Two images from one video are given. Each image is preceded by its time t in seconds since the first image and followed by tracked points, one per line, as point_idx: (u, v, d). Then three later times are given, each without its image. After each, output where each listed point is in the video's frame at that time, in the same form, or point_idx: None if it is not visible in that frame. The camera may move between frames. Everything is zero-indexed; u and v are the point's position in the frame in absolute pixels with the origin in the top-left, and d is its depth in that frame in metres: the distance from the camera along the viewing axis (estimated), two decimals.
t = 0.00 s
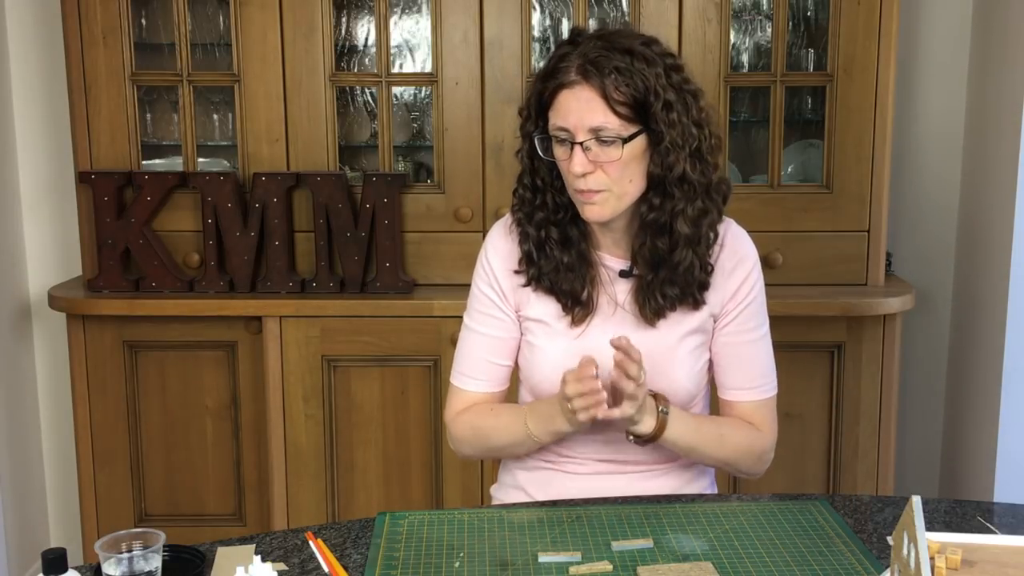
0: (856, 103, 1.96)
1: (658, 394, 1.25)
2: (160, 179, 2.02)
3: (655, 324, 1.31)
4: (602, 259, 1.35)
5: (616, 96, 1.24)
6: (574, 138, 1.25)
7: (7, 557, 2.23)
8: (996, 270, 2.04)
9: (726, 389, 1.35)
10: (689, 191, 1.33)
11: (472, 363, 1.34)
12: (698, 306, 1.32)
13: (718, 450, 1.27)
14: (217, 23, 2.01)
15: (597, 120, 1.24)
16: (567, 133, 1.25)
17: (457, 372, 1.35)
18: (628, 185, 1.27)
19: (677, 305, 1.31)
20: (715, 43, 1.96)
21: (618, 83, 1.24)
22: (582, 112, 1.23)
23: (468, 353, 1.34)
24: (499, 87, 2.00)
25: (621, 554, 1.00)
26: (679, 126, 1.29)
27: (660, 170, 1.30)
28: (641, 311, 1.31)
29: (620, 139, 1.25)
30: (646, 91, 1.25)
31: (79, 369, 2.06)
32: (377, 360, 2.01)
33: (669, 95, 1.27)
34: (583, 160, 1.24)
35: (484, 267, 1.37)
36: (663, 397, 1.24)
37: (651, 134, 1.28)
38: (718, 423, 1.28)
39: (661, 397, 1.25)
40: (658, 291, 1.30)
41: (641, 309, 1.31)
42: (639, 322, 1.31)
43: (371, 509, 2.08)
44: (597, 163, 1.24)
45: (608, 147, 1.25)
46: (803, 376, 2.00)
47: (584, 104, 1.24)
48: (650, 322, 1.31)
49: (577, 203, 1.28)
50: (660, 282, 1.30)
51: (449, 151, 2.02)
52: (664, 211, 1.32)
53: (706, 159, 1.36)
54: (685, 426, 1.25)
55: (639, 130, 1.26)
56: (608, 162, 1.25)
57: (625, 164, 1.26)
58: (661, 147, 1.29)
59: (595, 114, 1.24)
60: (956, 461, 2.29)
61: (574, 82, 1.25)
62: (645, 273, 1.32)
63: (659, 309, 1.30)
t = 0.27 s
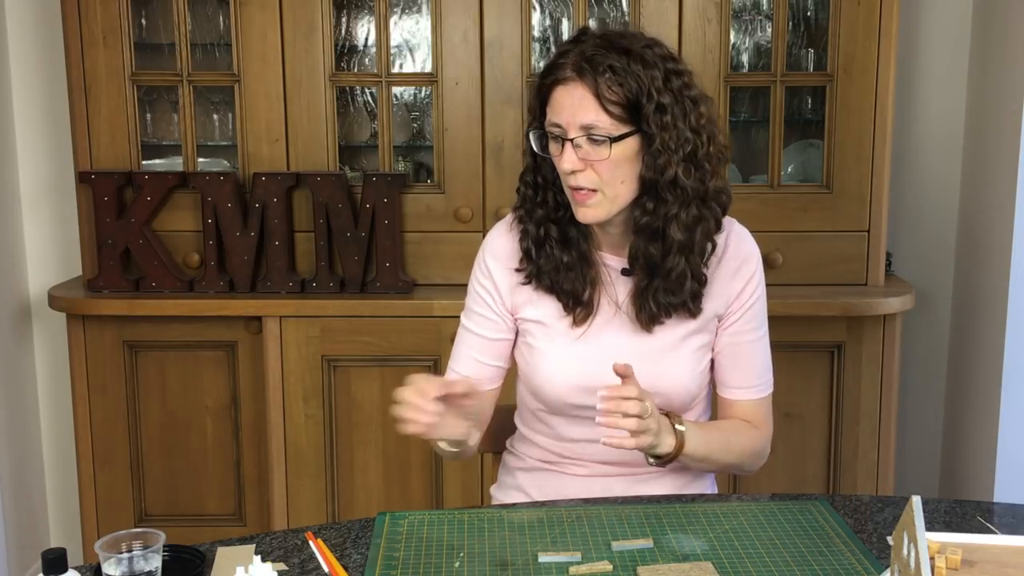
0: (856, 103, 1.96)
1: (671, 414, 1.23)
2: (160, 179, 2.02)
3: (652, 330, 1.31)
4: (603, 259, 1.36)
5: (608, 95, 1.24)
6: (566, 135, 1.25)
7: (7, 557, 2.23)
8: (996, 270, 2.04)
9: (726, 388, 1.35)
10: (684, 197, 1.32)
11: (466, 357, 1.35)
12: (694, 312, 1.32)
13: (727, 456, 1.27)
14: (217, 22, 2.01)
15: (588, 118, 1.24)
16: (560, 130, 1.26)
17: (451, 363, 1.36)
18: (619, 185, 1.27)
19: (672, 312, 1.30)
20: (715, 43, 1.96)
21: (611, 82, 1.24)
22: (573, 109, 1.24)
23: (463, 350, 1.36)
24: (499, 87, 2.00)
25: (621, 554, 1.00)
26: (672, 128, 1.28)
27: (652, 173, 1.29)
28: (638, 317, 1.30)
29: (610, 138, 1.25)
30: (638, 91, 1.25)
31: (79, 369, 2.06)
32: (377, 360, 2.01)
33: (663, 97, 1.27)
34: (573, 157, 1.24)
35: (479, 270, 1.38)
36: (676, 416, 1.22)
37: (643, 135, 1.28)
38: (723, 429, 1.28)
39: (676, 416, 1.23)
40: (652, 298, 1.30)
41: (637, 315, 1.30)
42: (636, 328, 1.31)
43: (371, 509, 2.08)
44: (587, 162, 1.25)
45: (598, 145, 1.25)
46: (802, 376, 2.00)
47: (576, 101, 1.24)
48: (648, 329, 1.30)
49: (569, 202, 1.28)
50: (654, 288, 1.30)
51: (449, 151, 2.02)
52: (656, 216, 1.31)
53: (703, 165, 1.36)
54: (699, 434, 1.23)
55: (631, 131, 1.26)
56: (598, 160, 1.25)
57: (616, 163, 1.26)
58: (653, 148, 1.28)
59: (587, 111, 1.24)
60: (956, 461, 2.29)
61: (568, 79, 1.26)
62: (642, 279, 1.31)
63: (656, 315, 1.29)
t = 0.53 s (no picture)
0: (856, 103, 1.96)
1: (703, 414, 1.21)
2: (160, 179, 2.02)
3: (653, 327, 1.30)
4: (602, 252, 1.35)
5: (614, 92, 1.24)
6: (570, 132, 1.25)
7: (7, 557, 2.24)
8: (996, 271, 2.04)
9: (738, 380, 1.38)
10: (683, 196, 1.31)
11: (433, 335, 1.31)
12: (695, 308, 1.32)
13: (753, 446, 1.27)
14: (217, 23, 2.01)
15: (593, 116, 1.24)
16: (564, 126, 1.26)
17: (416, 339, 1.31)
18: (621, 184, 1.27)
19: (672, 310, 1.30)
20: (715, 43, 1.96)
21: (617, 80, 1.24)
22: (578, 106, 1.24)
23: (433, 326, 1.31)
24: (499, 87, 2.00)
25: (621, 554, 1.00)
26: (675, 127, 1.28)
27: (653, 172, 1.28)
28: (639, 315, 1.30)
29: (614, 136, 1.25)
30: (644, 90, 1.26)
31: (79, 369, 2.06)
32: (377, 360, 2.01)
33: (668, 96, 1.27)
34: (577, 154, 1.24)
35: (466, 265, 1.37)
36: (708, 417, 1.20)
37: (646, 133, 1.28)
38: (748, 422, 1.29)
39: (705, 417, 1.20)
40: (653, 296, 1.29)
41: (638, 312, 1.30)
42: (637, 325, 1.31)
43: (371, 508, 2.08)
44: (590, 159, 1.25)
45: (602, 143, 1.25)
46: (802, 376, 2.00)
47: (582, 97, 1.24)
48: (648, 326, 1.30)
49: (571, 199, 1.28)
50: (655, 286, 1.29)
51: (449, 151, 2.02)
52: (656, 214, 1.30)
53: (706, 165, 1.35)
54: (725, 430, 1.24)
55: (635, 130, 1.27)
56: (601, 158, 1.25)
57: (619, 161, 1.26)
58: (655, 147, 1.28)
59: (592, 107, 1.24)
60: (956, 461, 2.29)
61: (573, 76, 1.25)
62: (642, 277, 1.31)
63: (657, 313, 1.29)
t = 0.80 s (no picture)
0: (856, 103, 1.96)
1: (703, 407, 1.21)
2: (160, 179, 2.02)
3: (652, 319, 1.31)
4: (597, 250, 1.35)
5: (629, 101, 1.23)
6: (586, 146, 1.24)
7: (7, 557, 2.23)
8: (996, 271, 2.04)
9: (732, 374, 1.38)
10: (694, 190, 1.32)
11: (427, 333, 1.30)
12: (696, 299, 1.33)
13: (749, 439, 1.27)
14: (217, 23, 2.01)
15: (611, 128, 1.23)
16: (578, 140, 1.24)
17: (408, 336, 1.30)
18: (635, 188, 1.27)
19: (674, 299, 1.31)
20: (715, 43, 1.96)
21: (631, 87, 1.23)
22: (594, 120, 1.22)
23: (426, 324, 1.31)
24: (499, 87, 2.00)
25: (621, 554, 1.00)
26: (685, 128, 1.29)
27: (665, 171, 1.30)
28: (638, 308, 1.31)
29: (632, 145, 1.24)
30: (656, 96, 1.25)
31: (79, 369, 2.06)
32: (377, 360, 2.01)
33: (676, 96, 1.27)
34: (596, 166, 1.23)
35: (459, 263, 1.37)
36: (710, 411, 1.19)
37: (657, 136, 1.28)
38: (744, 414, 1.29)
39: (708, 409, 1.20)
40: (656, 286, 1.30)
41: (637, 305, 1.31)
42: (634, 317, 1.31)
43: (371, 508, 2.08)
44: (609, 170, 1.24)
45: (620, 153, 1.24)
46: (802, 377, 2.00)
47: (597, 110, 1.22)
48: (646, 317, 1.30)
49: (583, 208, 1.27)
50: (658, 278, 1.30)
51: (449, 151, 2.02)
52: (666, 210, 1.31)
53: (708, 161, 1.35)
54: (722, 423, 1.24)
55: (648, 136, 1.26)
56: (620, 168, 1.24)
57: (635, 169, 1.26)
58: (668, 148, 1.28)
59: (610, 119, 1.23)
60: (956, 461, 2.29)
61: (585, 89, 1.23)
62: (640, 268, 1.31)
63: (657, 304, 1.30)
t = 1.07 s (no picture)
0: (856, 103, 1.96)
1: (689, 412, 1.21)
2: (160, 179, 2.02)
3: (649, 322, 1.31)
4: (595, 253, 1.35)
5: (631, 107, 1.23)
6: (587, 152, 1.23)
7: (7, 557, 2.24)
8: (996, 271, 2.04)
9: (727, 376, 1.38)
10: (699, 195, 1.33)
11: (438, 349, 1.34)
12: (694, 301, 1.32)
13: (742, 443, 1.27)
14: (217, 23, 2.01)
15: (613, 135, 1.22)
16: (580, 147, 1.24)
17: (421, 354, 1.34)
18: (638, 193, 1.28)
19: (674, 302, 1.31)
20: (715, 43, 1.96)
21: (633, 94, 1.23)
22: (597, 127, 1.22)
23: (437, 340, 1.34)
24: (499, 87, 2.00)
25: (621, 554, 1.00)
26: (689, 134, 1.30)
27: (670, 176, 1.30)
28: (634, 309, 1.30)
29: (633, 151, 1.24)
30: (658, 101, 1.25)
31: (79, 369, 2.06)
32: (377, 360, 2.01)
33: (678, 101, 1.28)
34: (598, 173, 1.23)
35: (461, 271, 1.38)
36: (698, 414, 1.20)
37: (660, 141, 1.28)
38: (736, 419, 1.29)
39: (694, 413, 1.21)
40: (656, 290, 1.30)
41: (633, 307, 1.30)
42: (631, 321, 1.31)
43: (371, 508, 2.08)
44: (610, 176, 1.24)
45: (621, 159, 1.24)
46: (802, 376, 2.00)
47: (599, 118, 1.22)
48: (644, 320, 1.30)
49: (584, 214, 1.27)
50: (658, 282, 1.30)
51: (449, 151, 2.02)
52: (671, 217, 1.32)
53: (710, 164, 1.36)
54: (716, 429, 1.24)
55: (650, 142, 1.26)
56: (622, 173, 1.24)
57: (637, 174, 1.25)
58: (671, 154, 1.29)
59: (612, 126, 1.22)
60: (956, 461, 2.29)
61: (587, 96, 1.22)
62: (638, 271, 1.31)
63: (655, 307, 1.30)
